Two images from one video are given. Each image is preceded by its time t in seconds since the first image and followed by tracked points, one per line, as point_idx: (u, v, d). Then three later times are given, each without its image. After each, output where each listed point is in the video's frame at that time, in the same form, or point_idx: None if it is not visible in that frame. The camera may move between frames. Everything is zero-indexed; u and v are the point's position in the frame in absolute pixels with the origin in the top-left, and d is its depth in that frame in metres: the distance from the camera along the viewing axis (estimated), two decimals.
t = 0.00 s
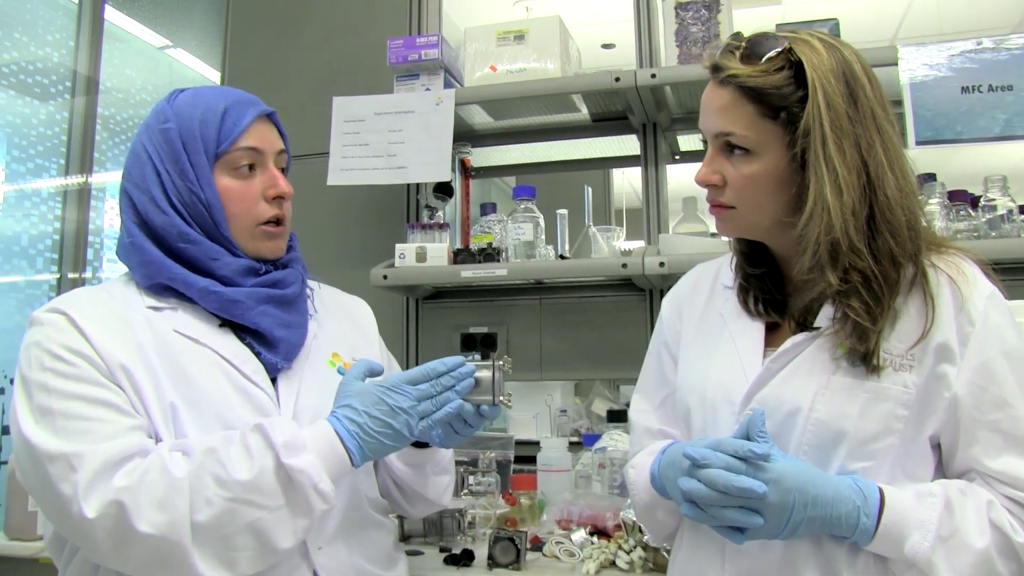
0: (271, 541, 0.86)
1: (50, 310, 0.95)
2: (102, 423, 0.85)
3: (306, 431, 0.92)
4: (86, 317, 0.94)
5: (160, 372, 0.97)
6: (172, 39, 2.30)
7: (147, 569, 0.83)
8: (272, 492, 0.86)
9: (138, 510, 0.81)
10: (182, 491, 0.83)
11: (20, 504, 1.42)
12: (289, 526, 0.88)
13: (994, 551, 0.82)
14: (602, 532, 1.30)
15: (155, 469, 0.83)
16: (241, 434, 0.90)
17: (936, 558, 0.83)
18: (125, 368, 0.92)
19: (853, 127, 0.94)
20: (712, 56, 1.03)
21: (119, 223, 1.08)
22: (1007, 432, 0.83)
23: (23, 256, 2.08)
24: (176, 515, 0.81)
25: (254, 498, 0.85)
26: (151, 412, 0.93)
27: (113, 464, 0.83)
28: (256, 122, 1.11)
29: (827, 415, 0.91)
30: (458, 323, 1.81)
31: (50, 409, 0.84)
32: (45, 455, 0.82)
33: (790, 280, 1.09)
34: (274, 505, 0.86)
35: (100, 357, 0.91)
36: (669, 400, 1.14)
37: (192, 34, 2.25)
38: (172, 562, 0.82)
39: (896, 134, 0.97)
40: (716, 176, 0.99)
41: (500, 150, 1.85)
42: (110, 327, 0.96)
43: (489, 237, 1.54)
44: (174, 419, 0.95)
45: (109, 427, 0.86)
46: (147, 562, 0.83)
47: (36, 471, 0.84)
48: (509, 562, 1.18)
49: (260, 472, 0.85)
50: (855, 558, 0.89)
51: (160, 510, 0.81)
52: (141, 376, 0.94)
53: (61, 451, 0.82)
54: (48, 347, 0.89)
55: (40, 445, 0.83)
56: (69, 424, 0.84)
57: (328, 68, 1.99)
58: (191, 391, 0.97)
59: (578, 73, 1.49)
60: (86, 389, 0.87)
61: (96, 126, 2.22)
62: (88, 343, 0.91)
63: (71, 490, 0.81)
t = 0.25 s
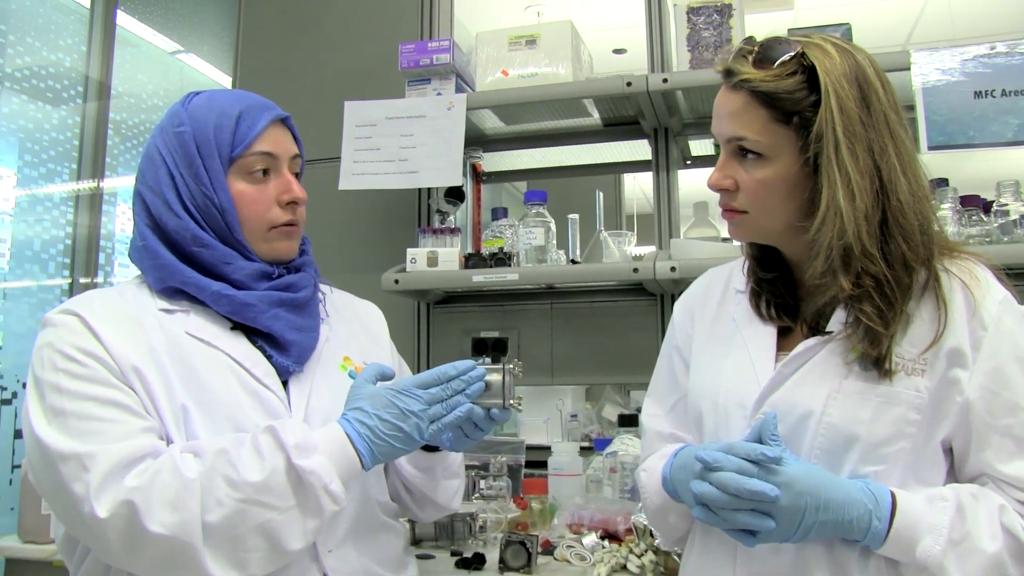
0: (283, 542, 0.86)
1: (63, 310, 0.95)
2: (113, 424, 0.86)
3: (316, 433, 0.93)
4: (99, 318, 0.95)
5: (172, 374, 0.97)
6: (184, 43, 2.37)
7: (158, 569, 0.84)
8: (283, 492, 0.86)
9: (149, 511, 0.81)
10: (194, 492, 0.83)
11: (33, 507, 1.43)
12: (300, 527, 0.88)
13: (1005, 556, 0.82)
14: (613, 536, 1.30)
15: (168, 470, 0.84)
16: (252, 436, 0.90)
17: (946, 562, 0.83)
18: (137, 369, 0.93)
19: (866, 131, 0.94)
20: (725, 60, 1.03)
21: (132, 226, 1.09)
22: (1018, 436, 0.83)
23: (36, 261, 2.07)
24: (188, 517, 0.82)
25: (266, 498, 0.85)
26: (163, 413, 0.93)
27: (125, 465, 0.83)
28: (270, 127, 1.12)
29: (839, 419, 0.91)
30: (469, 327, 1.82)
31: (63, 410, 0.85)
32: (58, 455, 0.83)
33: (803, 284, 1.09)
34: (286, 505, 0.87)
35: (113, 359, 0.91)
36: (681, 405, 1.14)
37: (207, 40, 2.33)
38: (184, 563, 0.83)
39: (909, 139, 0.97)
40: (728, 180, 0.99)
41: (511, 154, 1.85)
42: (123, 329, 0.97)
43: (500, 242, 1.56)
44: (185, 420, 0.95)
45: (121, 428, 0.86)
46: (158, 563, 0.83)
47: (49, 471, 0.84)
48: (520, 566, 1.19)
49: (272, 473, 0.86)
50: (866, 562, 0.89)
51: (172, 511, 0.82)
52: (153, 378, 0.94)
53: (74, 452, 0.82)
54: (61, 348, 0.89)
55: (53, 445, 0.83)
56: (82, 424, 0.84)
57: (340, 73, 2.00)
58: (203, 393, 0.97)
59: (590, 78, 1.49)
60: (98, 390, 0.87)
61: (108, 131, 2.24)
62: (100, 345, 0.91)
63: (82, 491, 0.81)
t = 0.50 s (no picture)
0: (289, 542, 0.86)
1: (68, 312, 0.95)
2: (117, 425, 0.86)
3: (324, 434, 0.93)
4: (104, 320, 0.95)
5: (177, 375, 0.97)
6: (188, 47, 2.39)
7: (162, 569, 0.84)
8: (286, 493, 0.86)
9: (152, 511, 0.81)
10: (197, 493, 0.83)
11: (41, 510, 1.42)
12: (306, 527, 0.88)
13: (1011, 553, 0.82)
14: (620, 536, 1.31)
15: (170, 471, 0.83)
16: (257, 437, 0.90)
17: (953, 559, 0.83)
18: (142, 371, 0.93)
19: (872, 130, 0.94)
20: (731, 59, 1.03)
21: (138, 228, 1.09)
22: None
23: (42, 265, 2.06)
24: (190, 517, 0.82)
25: (271, 499, 0.85)
26: (167, 415, 0.93)
27: (129, 466, 0.83)
28: (276, 128, 1.11)
29: (846, 417, 0.91)
30: (475, 328, 1.82)
31: (67, 411, 0.85)
32: (63, 456, 0.83)
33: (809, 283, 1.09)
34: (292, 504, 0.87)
35: (117, 360, 0.91)
36: (688, 404, 1.14)
37: (211, 42, 2.36)
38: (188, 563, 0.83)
39: (916, 137, 0.97)
40: (734, 180, 0.99)
41: (516, 155, 1.86)
42: (128, 330, 0.97)
43: (506, 242, 1.56)
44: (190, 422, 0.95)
45: (125, 429, 0.86)
46: (162, 563, 0.83)
47: (54, 472, 0.85)
48: (528, 566, 1.19)
49: (277, 473, 0.86)
50: (873, 560, 0.89)
51: (175, 511, 0.82)
52: (158, 380, 0.94)
53: (78, 452, 0.83)
54: (66, 349, 0.90)
55: (57, 446, 0.83)
56: (86, 425, 0.85)
57: (344, 75, 2.01)
58: (208, 395, 0.98)
59: (594, 78, 1.50)
60: (102, 391, 0.87)
61: (112, 134, 2.26)
62: (105, 346, 0.92)
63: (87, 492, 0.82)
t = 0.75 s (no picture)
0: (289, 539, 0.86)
1: (69, 305, 0.95)
2: (118, 419, 0.86)
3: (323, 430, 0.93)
4: (105, 313, 0.95)
5: (179, 370, 0.97)
6: (191, 42, 2.38)
7: (162, 563, 0.84)
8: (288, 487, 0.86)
9: (152, 505, 0.81)
10: (197, 486, 0.83)
11: (39, 505, 1.42)
12: (304, 523, 0.88)
13: (1009, 555, 0.82)
14: (619, 535, 1.31)
15: (171, 469, 0.83)
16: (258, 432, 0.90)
17: (951, 561, 0.83)
18: (143, 365, 0.93)
19: (875, 129, 0.94)
20: (735, 59, 1.03)
21: (141, 221, 1.09)
22: None
23: (42, 259, 2.06)
24: (190, 515, 0.81)
25: (270, 493, 0.85)
26: (168, 409, 0.93)
27: (130, 460, 0.83)
28: (279, 122, 1.11)
29: (845, 419, 0.91)
30: (476, 327, 1.82)
31: (67, 404, 0.85)
32: (63, 449, 0.83)
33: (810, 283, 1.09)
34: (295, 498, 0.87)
35: (119, 354, 0.91)
36: (688, 404, 1.14)
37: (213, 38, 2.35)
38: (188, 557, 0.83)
39: (919, 137, 0.97)
40: (738, 179, 0.99)
41: (518, 154, 1.86)
42: (129, 324, 0.97)
43: (508, 241, 1.55)
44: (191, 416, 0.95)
45: (125, 423, 0.86)
46: (162, 557, 0.83)
47: (53, 465, 0.84)
48: (526, 565, 1.19)
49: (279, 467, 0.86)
50: (872, 561, 0.89)
51: (175, 505, 0.82)
52: (159, 375, 0.94)
53: (79, 445, 0.82)
54: (67, 342, 0.89)
55: (58, 439, 0.83)
56: (87, 419, 0.84)
57: (347, 72, 2.01)
58: (209, 390, 0.98)
59: (598, 78, 1.50)
60: (102, 384, 0.87)
61: (114, 129, 2.25)
62: (107, 340, 0.91)
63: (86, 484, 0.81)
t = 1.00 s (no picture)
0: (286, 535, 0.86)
1: (74, 290, 0.96)
2: (115, 408, 0.86)
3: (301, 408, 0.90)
4: (109, 301, 0.95)
5: (180, 361, 0.97)
6: (189, 38, 2.38)
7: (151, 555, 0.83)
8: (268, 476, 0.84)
9: (138, 497, 0.80)
10: (180, 478, 0.82)
11: (37, 500, 1.42)
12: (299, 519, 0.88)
13: (1004, 552, 0.82)
14: (617, 532, 1.31)
15: (159, 460, 0.82)
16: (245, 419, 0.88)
17: (946, 558, 0.83)
18: (145, 354, 0.93)
19: (876, 125, 0.94)
20: (737, 53, 1.03)
21: (155, 198, 1.08)
22: (1020, 432, 0.83)
23: (39, 255, 2.06)
24: (179, 508, 0.80)
25: (248, 482, 0.82)
26: (167, 401, 0.93)
27: (122, 450, 0.82)
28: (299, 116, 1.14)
29: (842, 416, 0.91)
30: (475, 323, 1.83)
31: (63, 393, 0.85)
32: (57, 438, 0.83)
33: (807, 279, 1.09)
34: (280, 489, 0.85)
35: (120, 343, 0.92)
36: (686, 401, 1.14)
37: (212, 33, 2.35)
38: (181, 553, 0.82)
39: (919, 135, 0.97)
40: (738, 173, 0.99)
41: (517, 151, 1.86)
42: (133, 313, 0.97)
43: (506, 237, 1.55)
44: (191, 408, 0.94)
45: (121, 412, 0.86)
46: (150, 549, 0.82)
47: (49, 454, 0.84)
48: (524, 562, 1.19)
49: (257, 455, 0.83)
50: (868, 558, 0.89)
51: (160, 497, 0.81)
52: (161, 365, 0.95)
53: (73, 435, 0.82)
54: (69, 328, 0.90)
55: (52, 428, 0.83)
56: (82, 407, 0.84)
57: (346, 69, 2.00)
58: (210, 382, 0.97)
59: (597, 75, 1.50)
60: (102, 373, 0.87)
61: (112, 125, 2.24)
62: (109, 328, 0.92)
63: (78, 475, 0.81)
